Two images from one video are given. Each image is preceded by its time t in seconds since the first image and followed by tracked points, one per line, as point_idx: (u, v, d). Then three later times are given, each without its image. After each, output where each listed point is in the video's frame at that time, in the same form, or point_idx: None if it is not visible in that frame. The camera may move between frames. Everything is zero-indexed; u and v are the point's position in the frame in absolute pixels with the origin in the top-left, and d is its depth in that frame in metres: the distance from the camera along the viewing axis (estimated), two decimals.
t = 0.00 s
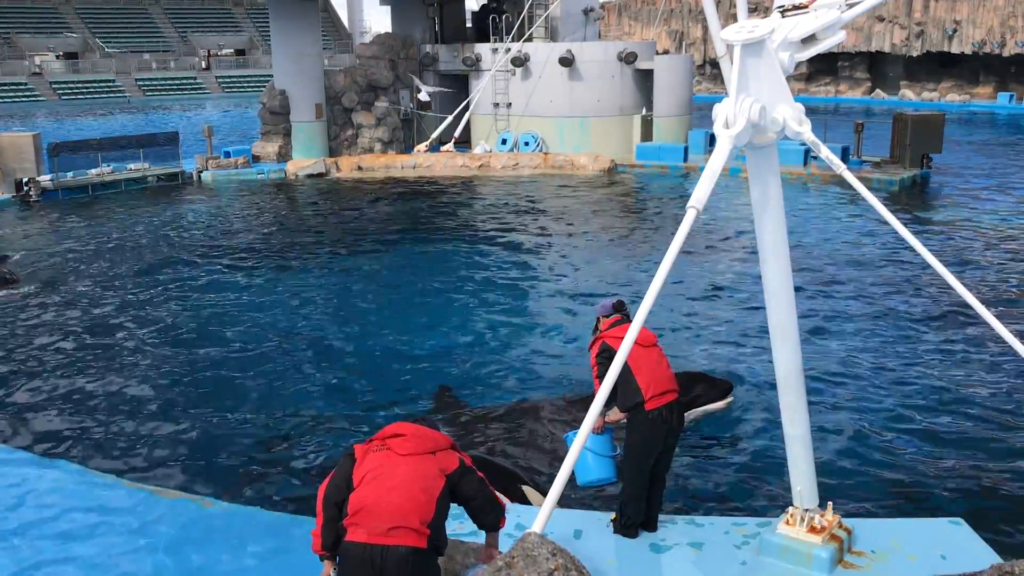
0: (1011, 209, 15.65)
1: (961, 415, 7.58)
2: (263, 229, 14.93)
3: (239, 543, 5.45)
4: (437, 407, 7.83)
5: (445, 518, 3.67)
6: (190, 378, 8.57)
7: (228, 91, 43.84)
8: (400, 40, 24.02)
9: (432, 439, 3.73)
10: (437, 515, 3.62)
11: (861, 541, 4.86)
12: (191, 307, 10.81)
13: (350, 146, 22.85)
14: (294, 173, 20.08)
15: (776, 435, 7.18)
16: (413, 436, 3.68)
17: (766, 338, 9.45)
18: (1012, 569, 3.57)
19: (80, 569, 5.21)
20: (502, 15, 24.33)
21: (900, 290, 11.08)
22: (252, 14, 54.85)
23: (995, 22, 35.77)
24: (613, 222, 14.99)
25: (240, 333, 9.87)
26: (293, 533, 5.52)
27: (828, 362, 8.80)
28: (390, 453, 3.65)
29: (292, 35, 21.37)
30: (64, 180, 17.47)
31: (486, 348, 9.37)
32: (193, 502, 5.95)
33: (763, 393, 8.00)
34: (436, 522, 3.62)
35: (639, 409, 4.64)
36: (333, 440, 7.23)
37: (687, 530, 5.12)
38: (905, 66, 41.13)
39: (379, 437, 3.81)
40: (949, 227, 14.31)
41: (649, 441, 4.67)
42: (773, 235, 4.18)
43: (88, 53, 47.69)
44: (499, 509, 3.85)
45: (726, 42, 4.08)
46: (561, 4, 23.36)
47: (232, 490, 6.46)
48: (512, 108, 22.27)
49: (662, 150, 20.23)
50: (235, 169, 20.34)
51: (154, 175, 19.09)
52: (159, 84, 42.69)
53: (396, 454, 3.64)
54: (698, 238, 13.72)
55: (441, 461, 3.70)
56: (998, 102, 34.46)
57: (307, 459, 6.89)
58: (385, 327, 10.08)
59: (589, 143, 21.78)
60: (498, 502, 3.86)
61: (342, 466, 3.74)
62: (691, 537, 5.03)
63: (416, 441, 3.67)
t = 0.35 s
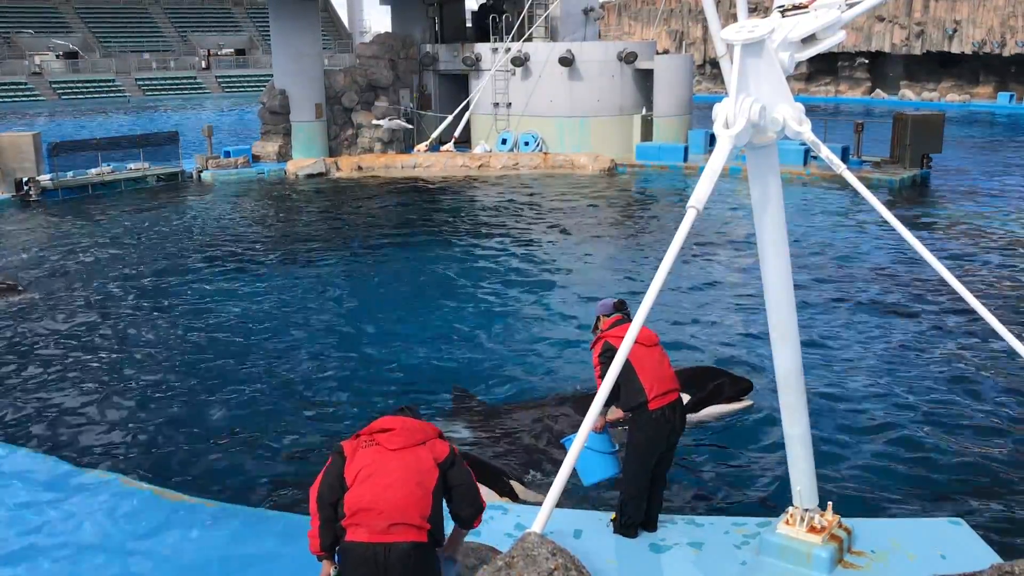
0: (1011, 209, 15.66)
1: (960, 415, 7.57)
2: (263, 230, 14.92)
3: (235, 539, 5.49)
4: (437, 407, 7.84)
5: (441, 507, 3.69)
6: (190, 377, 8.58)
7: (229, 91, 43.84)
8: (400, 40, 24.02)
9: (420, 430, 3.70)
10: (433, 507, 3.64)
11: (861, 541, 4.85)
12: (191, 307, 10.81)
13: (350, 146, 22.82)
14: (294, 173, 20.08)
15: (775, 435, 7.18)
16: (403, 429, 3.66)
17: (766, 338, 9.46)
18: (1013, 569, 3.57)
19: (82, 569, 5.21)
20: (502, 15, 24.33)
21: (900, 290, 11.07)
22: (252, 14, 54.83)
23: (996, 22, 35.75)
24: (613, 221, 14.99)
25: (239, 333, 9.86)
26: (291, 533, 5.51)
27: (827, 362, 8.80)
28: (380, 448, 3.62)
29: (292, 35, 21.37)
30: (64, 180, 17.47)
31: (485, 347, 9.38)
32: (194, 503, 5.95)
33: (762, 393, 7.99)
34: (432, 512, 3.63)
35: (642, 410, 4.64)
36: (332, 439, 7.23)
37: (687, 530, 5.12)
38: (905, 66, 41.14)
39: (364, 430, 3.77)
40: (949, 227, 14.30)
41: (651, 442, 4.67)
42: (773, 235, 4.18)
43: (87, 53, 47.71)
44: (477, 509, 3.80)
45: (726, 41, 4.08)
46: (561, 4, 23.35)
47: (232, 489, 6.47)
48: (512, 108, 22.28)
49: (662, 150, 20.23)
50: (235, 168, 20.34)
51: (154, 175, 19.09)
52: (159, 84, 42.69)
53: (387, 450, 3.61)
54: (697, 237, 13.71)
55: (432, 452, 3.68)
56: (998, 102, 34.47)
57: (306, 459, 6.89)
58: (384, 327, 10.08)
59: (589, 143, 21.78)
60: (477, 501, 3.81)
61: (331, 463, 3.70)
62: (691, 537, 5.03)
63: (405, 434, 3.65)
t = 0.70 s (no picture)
0: (1011, 208, 15.66)
1: (961, 415, 7.55)
2: (264, 230, 14.92)
3: (226, 537, 5.52)
4: (437, 407, 7.84)
5: (430, 500, 3.66)
6: (190, 377, 8.58)
7: (229, 91, 43.83)
8: (400, 39, 23.79)
9: (407, 423, 3.66)
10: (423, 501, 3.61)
11: (861, 541, 4.85)
12: (191, 306, 10.82)
13: (350, 147, 22.74)
14: (295, 173, 20.08)
15: (775, 435, 7.18)
16: (390, 423, 3.61)
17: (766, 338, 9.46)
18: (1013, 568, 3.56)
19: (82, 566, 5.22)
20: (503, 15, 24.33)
21: (899, 290, 11.06)
22: (252, 14, 54.82)
23: (996, 21, 35.71)
24: (613, 222, 14.99)
25: (239, 333, 9.84)
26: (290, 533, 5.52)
27: (828, 362, 8.80)
28: (367, 443, 3.56)
29: (293, 35, 21.36)
30: (64, 180, 17.46)
31: (485, 347, 9.38)
32: (193, 501, 5.96)
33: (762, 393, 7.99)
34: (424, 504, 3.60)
35: (645, 409, 4.64)
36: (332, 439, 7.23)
37: (688, 530, 5.12)
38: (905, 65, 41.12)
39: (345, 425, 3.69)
40: (950, 227, 14.30)
41: (653, 441, 4.67)
42: (773, 236, 4.17)
43: (88, 52, 47.73)
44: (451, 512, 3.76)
45: (726, 41, 4.08)
46: (561, 4, 23.35)
47: (231, 489, 6.47)
48: (512, 108, 22.28)
49: (662, 150, 20.24)
50: (235, 168, 20.33)
51: (155, 174, 19.06)
52: (159, 84, 42.67)
53: (375, 445, 3.56)
54: (698, 237, 13.71)
55: (418, 446, 3.65)
56: (999, 102, 34.44)
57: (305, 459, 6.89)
58: (385, 327, 10.08)
59: (589, 143, 21.78)
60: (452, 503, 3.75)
61: (315, 461, 3.61)
62: (691, 537, 5.03)
63: (391, 428, 3.60)
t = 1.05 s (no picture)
0: (1011, 208, 15.66)
1: (961, 415, 7.55)
2: (264, 229, 14.92)
3: (213, 535, 5.47)
4: (437, 407, 7.84)
5: (408, 482, 3.61)
6: (190, 377, 8.58)
7: (229, 91, 43.84)
8: (400, 39, 23.84)
9: (378, 408, 3.59)
10: (400, 485, 3.56)
11: (861, 541, 4.86)
12: (192, 306, 10.83)
13: (350, 146, 22.76)
14: (295, 173, 20.08)
15: (774, 434, 7.18)
16: (362, 413, 3.54)
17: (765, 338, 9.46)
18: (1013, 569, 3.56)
19: (78, 562, 5.19)
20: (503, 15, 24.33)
21: (899, 290, 11.06)
22: (252, 14, 54.84)
23: (996, 21, 35.69)
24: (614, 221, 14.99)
25: (239, 333, 9.85)
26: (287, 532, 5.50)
27: (828, 361, 8.80)
28: (339, 434, 3.51)
29: (293, 35, 21.37)
30: (64, 180, 17.46)
31: (485, 347, 9.38)
32: (190, 499, 5.93)
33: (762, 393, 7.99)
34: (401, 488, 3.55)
35: (644, 410, 4.65)
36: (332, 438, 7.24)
37: (688, 529, 5.12)
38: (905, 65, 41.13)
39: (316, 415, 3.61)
40: (949, 227, 14.30)
41: (653, 442, 4.67)
42: (773, 236, 4.17)
43: (88, 52, 47.79)
44: (429, 491, 3.65)
45: (727, 41, 4.08)
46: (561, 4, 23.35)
47: (231, 488, 6.47)
48: (512, 108, 22.28)
49: (662, 149, 20.24)
50: (236, 168, 20.33)
51: (155, 174, 19.05)
52: (159, 83, 42.69)
53: (347, 437, 3.50)
54: (699, 237, 13.71)
55: (390, 431, 3.59)
56: (999, 101, 34.45)
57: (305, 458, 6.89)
58: (386, 327, 10.08)
59: (589, 142, 21.78)
60: (430, 483, 3.66)
61: (286, 457, 3.55)
62: (691, 537, 5.03)
63: (361, 418, 3.54)
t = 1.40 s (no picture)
0: (1011, 208, 15.65)
1: (962, 415, 7.55)
2: (264, 229, 14.92)
3: (196, 544, 5.38)
4: (437, 407, 7.85)
5: (391, 480, 3.62)
6: (190, 377, 8.58)
7: (229, 91, 43.84)
8: (401, 39, 23.84)
9: (376, 401, 3.63)
10: (380, 484, 3.59)
11: (861, 541, 4.86)
12: (192, 306, 10.83)
13: (350, 146, 22.77)
14: (295, 173, 20.07)
15: (775, 434, 7.18)
16: (357, 410, 3.59)
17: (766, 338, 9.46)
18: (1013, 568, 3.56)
19: (80, 563, 5.19)
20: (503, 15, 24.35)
21: (900, 290, 11.06)
22: (253, 14, 54.87)
23: (996, 21, 35.68)
24: (614, 222, 14.98)
25: (240, 333, 9.84)
26: (290, 535, 5.49)
27: (828, 361, 8.80)
28: (333, 428, 3.58)
29: (293, 35, 21.37)
30: (64, 180, 17.46)
31: (485, 347, 9.38)
32: (193, 501, 5.92)
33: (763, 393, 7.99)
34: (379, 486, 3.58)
35: (642, 409, 4.65)
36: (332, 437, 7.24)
37: (688, 529, 5.12)
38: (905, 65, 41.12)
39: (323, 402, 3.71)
40: (950, 227, 14.30)
41: (652, 441, 4.67)
42: (773, 236, 4.17)
43: (88, 52, 47.83)
44: (412, 493, 3.63)
45: (727, 41, 4.08)
46: (561, 4, 23.33)
47: (232, 488, 6.47)
48: (512, 108, 22.28)
49: (663, 149, 20.25)
50: (235, 168, 20.33)
51: (155, 174, 19.05)
52: (159, 83, 42.69)
53: (338, 431, 3.57)
54: (698, 237, 13.72)
55: (383, 430, 3.61)
56: (999, 101, 34.43)
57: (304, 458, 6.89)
58: (386, 326, 10.08)
59: (589, 142, 21.78)
60: (414, 486, 3.64)
61: (288, 437, 3.70)
62: (691, 537, 5.03)
63: (356, 415, 3.59)
